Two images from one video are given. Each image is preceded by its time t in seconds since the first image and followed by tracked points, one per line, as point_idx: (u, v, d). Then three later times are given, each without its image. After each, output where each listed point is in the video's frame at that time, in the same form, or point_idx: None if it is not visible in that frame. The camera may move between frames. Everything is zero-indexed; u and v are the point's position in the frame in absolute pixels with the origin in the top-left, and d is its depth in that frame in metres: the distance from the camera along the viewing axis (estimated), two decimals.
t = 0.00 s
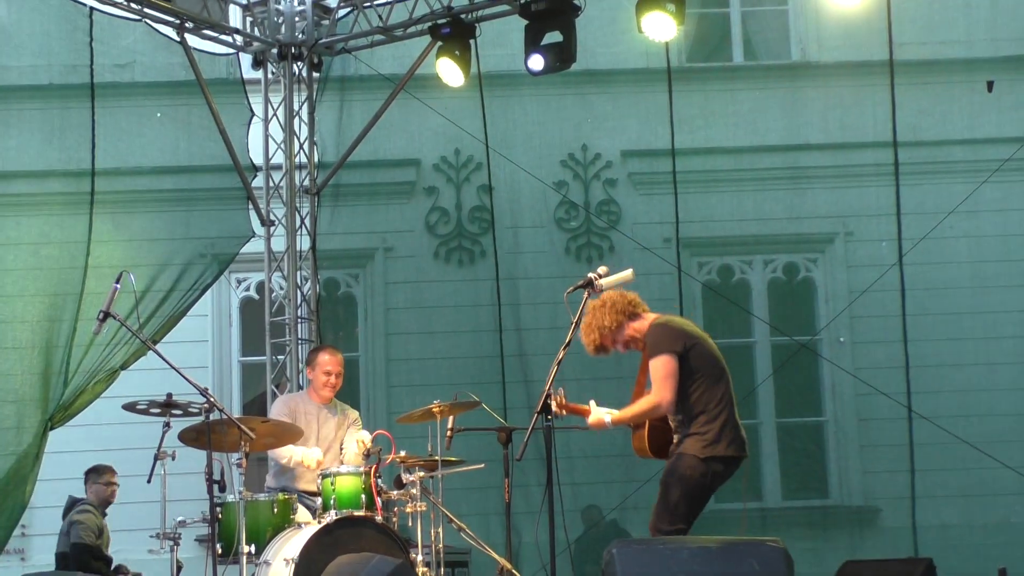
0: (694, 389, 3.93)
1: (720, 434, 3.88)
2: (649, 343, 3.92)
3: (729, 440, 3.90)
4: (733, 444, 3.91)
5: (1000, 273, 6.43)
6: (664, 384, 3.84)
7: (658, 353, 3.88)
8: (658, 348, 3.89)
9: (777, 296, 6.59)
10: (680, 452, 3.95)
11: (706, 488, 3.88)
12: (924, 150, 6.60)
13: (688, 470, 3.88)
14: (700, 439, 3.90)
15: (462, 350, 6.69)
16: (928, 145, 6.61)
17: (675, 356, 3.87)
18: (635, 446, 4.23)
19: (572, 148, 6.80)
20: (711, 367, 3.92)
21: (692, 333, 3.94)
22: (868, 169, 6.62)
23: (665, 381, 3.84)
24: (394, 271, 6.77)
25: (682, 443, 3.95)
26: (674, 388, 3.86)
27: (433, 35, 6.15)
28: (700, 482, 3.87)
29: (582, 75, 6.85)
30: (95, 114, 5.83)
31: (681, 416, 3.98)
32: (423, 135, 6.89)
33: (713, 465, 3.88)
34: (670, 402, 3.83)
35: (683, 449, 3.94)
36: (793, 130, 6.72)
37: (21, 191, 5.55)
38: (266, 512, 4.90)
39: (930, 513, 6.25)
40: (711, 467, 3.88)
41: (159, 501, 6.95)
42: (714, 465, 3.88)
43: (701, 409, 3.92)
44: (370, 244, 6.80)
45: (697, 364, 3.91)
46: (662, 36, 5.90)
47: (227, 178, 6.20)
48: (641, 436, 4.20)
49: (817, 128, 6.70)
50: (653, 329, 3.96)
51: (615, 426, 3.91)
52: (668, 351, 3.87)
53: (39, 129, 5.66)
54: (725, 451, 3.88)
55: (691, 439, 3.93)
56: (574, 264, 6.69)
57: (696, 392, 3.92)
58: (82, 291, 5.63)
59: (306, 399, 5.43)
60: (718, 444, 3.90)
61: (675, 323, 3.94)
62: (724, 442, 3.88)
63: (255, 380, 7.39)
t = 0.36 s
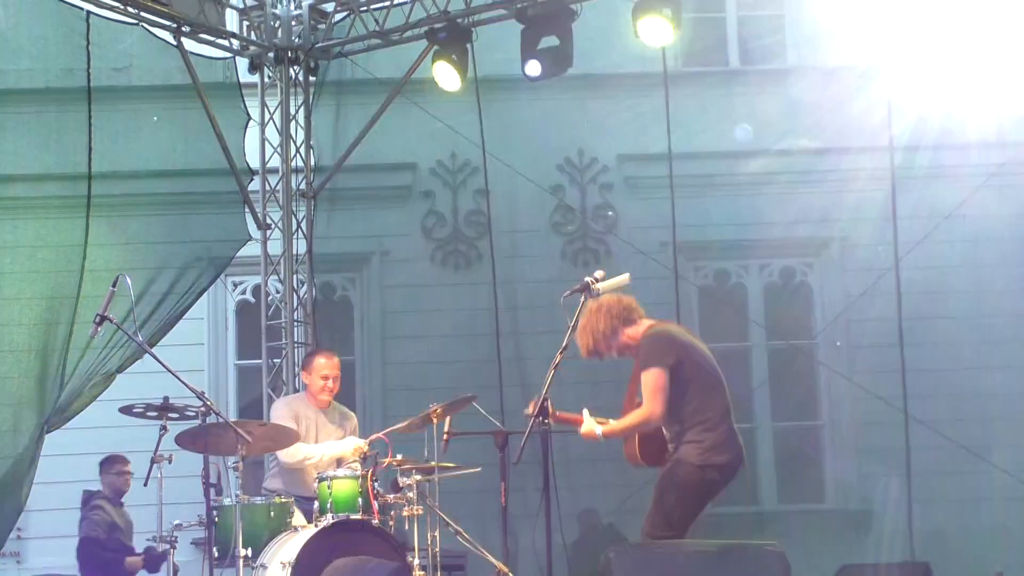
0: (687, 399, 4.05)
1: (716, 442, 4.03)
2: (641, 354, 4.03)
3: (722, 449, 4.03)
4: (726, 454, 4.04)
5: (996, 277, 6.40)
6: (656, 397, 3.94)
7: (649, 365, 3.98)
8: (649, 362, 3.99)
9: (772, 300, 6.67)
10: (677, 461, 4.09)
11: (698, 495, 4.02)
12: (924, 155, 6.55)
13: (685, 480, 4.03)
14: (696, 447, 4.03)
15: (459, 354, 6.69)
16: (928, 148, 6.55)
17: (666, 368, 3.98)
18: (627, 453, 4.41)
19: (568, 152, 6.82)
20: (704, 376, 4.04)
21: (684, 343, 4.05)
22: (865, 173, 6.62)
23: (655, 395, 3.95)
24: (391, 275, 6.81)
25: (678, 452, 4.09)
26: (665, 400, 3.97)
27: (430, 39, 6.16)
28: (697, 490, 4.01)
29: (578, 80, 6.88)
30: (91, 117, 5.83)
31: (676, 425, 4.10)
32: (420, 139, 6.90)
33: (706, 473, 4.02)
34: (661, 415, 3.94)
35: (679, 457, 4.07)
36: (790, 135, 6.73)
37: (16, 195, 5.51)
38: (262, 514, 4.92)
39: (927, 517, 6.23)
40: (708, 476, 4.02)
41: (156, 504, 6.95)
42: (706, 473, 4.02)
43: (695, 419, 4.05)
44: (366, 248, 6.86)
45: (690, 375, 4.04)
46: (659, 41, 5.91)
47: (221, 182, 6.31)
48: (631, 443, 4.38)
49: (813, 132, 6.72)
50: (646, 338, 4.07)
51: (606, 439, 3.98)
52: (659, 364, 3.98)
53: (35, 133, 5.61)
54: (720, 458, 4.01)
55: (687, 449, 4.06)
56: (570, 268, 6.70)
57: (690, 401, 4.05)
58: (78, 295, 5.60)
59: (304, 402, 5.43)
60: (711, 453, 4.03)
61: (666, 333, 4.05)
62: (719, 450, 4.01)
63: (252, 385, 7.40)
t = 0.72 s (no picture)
0: (686, 389, 4.04)
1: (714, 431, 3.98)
2: (641, 340, 4.05)
3: (721, 438, 3.99)
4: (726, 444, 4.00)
5: (996, 280, 6.41)
6: (657, 381, 3.95)
7: (650, 351, 4.00)
8: (649, 346, 4.01)
9: (773, 302, 6.63)
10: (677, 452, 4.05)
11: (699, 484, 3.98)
12: (923, 157, 6.58)
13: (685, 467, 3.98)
14: (694, 437, 4.00)
15: (460, 356, 6.69)
16: (926, 152, 6.59)
17: (666, 354, 3.99)
18: (627, 443, 4.40)
19: (569, 154, 6.82)
20: (704, 364, 4.03)
21: (683, 331, 4.05)
22: (867, 176, 6.61)
23: (657, 378, 3.96)
24: (390, 276, 6.79)
25: (678, 442, 4.06)
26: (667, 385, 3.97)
27: (431, 41, 6.18)
28: (696, 479, 3.96)
29: (580, 82, 6.85)
30: (92, 118, 5.83)
31: (676, 415, 4.09)
32: (421, 142, 6.90)
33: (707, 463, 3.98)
34: (663, 399, 3.95)
35: (678, 447, 4.04)
36: (791, 137, 6.73)
37: (17, 196, 5.55)
38: (263, 517, 4.89)
39: (927, 519, 6.25)
40: (706, 465, 3.98)
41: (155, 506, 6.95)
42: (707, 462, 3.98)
43: (694, 407, 4.03)
44: (367, 249, 6.83)
45: (689, 363, 4.03)
46: (660, 43, 5.91)
47: (223, 184, 6.26)
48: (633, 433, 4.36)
49: (815, 135, 6.70)
50: (646, 327, 4.09)
51: (610, 422, 4.07)
52: (659, 349, 3.99)
53: (38, 134, 5.65)
54: (719, 448, 3.97)
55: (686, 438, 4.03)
56: (570, 270, 6.72)
57: (690, 388, 4.03)
58: (80, 297, 5.63)
59: (303, 404, 5.43)
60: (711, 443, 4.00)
61: (666, 321, 4.06)
62: (717, 439, 3.97)
63: (251, 387, 7.38)
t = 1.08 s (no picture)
0: (687, 407, 4.02)
1: (715, 449, 3.96)
2: (642, 359, 4.02)
3: (723, 455, 3.98)
4: (728, 462, 3.99)
5: (993, 282, 6.41)
6: (657, 400, 3.92)
7: (651, 369, 3.96)
8: (649, 365, 3.98)
9: (771, 306, 6.62)
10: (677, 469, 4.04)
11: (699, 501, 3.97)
12: (919, 160, 6.59)
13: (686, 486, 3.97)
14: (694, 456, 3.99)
15: (457, 359, 6.70)
16: (923, 155, 6.60)
17: (667, 373, 3.96)
18: (627, 461, 4.36)
19: (566, 157, 6.83)
20: (704, 382, 4.01)
21: (683, 349, 4.03)
22: (864, 179, 6.63)
23: (658, 398, 3.92)
24: (388, 279, 6.79)
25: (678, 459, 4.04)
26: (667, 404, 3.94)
27: (428, 44, 6.19)
28: (697, 497, 3.96)
29: (576, 85, 6.87)
30: (89, 121, 5.84)
31: (676, 432, 4.07)
32: (419, 145, 6.91)
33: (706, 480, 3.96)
34: (663, 418, 3.92)
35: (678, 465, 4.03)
36: (787, 140, 6.74)
37: (14, 200, 5.55)
38: (260, 520, 4.87)
39: (923, 522, 6.25)
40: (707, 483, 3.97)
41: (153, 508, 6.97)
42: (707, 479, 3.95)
43: (695, 425, 4.01)
44: (365, 251, 6.82)
45: (690, 380, 4.01)
46: (657, 47, 5.91)
47: (221, 186, 6.27)
48: (632, 450, 4.32)
49: (811, 138, 6.72)
50: (645, 345, 4.05)
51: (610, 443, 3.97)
52: (659, 367, 3.96)
53: (34, 137, 5.65)
54: (719, 466, 3.96)
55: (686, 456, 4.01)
56: (568, 273, 6.71)
57: (690, 406, 4.01)
58: (77, 300, 5.65)
59: (299, 407, 5.41)
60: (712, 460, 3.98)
61: (666, 339, 4.04)
62: (718, 457, 3.96)
63: (248, 390, 7.38)
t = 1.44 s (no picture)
0: (681, 388, 3.93)
1: (711, 430, 3.88)
2: (634, 345, 3.93)
3: (719, 436, 3.89)
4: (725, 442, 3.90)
5: (989, 276, 6.41)
6: (652, 384, 3.85)
7: (644, 353, 3.89)
8: (642, 349, 3.90)
9: (767, 299, 6.62)
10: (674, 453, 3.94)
11: (697, 482, 3.88)
12: (916, 154, 6.60)
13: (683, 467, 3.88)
14: (690, 436, 3.90)
15: (455, 353, 6.70)
16: (920, 148, 6.60)
17: (661, 356, 3.88)
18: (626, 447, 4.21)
19: (562, 152, 6.83)
20: (698, 364, 3.92)
21: (676, 331, 3.94)
22: (861, 172, 6.63)
23: (653, 381, 3.85)
24: (386, 273, 6.79)
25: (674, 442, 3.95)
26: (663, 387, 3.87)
27: (423, 37, 6.14)
28: (695, 479, 3.87)
29: (572, 79, 6.87)
30: (85, 116, 5.84)
31: (671, 415, 3.98)
32: (415, 139, 6.89)
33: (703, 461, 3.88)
34: (659, 402, 3.85)
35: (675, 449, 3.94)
36: (784, 133, 6.73)
37: (12, 195, 5.58)
38: (257, 514, 4.86)
39: (921, 515, 6.25)
40: (704, 464, 3.88)
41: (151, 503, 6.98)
42: (705, 462, 3.88)
43: (690, 406, 3.92)
44: (361, 246, 6.82)
45: (683, 363, 3.93)
46: (653, 40, 5.90)
47: (216, 182, 6.25)
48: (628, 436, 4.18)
49: (808, 132, 6.71)
50: (638, 330, 3.97)
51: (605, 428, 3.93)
52: (653, 351, 3.89)
53: (30, 132, 5.66)
54: (716, 447, 3.87)
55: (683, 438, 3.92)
56: (565, 267, 6.71)
57: (685, 388, 3.92)
58: (75, 295, 5.63)
59: (295, 402, 5.38)
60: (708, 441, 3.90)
61: (657, 322, 3.96)
62: (714, 438, 3.87)
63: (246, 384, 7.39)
